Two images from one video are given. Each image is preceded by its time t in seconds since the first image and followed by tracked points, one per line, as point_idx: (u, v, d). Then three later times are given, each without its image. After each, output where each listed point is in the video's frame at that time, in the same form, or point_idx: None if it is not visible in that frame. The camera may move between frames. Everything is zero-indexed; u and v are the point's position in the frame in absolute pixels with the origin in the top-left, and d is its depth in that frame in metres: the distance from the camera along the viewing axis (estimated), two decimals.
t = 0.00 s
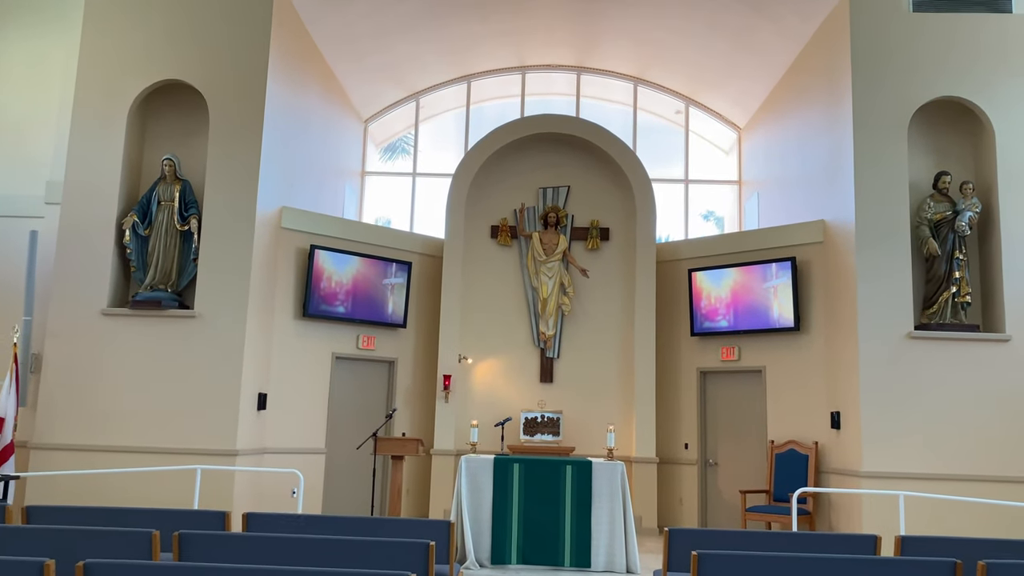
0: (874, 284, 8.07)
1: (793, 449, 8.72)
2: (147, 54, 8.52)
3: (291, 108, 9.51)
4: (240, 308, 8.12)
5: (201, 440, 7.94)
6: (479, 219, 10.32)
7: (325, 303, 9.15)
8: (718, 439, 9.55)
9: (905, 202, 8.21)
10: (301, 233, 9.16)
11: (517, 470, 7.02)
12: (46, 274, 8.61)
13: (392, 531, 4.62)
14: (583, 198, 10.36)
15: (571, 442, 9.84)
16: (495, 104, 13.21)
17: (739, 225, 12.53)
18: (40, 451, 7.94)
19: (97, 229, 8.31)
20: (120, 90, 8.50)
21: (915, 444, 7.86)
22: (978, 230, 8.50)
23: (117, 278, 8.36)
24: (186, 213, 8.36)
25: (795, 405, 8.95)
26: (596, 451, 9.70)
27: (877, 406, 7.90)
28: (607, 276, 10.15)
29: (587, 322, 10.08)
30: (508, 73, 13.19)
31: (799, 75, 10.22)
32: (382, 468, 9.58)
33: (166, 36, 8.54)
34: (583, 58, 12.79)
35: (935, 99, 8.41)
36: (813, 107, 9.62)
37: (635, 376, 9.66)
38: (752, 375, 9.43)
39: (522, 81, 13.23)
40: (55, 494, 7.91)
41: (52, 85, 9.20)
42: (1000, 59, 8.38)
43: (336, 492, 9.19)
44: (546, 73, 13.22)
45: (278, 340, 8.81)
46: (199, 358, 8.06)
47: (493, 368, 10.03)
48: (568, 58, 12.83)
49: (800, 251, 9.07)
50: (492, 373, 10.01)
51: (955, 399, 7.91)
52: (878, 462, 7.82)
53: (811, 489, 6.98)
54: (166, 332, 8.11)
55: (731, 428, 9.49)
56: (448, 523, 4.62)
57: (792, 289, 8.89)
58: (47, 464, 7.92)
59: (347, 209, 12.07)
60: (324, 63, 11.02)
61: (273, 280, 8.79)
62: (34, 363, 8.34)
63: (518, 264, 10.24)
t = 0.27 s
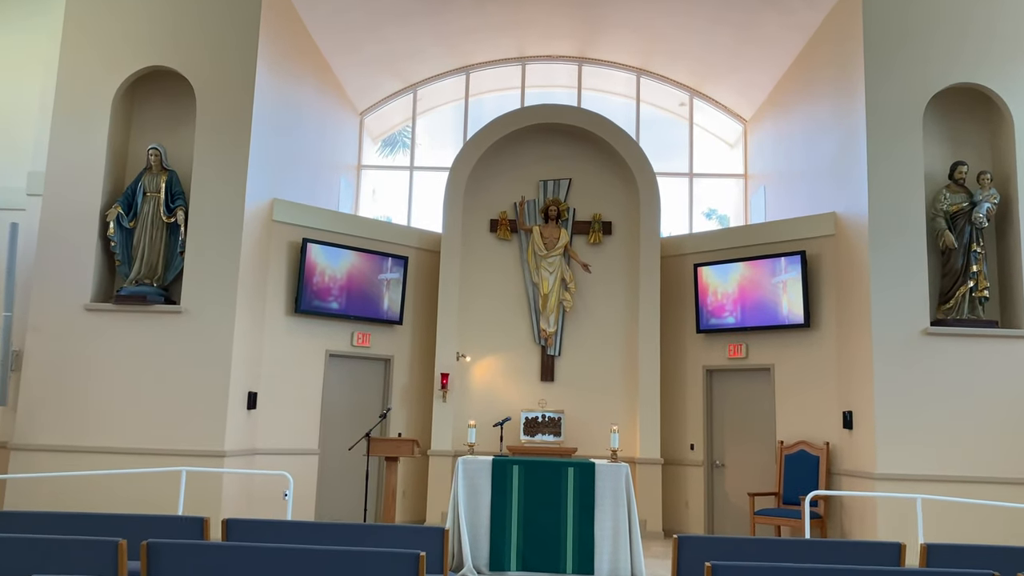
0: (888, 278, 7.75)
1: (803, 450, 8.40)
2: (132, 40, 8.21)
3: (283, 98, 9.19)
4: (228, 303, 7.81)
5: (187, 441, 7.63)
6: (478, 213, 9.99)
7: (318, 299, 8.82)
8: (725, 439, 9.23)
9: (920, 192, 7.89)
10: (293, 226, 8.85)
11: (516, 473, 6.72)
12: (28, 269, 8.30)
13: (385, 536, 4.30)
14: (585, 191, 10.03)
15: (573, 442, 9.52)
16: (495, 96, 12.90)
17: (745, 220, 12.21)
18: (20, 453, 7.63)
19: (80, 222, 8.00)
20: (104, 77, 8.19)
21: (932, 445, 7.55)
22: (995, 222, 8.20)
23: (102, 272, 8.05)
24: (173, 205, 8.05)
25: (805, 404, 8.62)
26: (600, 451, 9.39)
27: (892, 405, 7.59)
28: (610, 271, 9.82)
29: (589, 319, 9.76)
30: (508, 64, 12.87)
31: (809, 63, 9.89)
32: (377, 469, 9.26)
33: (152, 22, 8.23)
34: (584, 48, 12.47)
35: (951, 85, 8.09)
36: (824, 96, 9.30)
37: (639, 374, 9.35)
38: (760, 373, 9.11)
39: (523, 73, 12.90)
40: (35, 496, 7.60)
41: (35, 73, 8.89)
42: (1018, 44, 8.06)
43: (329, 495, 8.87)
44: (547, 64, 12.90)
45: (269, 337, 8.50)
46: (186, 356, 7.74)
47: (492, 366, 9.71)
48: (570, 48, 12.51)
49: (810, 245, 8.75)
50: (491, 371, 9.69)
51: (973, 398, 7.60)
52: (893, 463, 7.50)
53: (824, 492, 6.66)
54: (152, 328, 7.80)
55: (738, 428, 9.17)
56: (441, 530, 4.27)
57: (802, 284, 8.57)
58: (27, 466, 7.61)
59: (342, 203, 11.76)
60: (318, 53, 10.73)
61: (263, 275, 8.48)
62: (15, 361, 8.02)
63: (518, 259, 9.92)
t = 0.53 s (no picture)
0: (904, 272, 7.43)
1: (814, 451, 8.08)
2: (115, 23, 7.88)
3: (274, 86, 8.87)
4: (215, 298, 7.48)
5: (172, 442, 7.29)
6: (476, 206, 9.66)
7: (310, 294, 8.50)
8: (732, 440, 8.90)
9: (937, 181, 7.57)
10: (283, 219, 8.52)
11: (515, 475, 6.38)
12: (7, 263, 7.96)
13: (379, 548, 3.92)
14: (587, 183, 9.70)
15: (574, 442, 9.19)
16: (494, 88, 12.57)
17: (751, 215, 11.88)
18: None
19: (60, 213, 7.66)
20: (86, 63, 7.86)
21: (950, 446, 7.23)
22: (1015, 213, 7.89)
23: (83, 266, 7.71)
24: (158, 195, 7.71)
25: (816, 403, 8.29)
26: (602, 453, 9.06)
27: (909, 405, 7.25)
28: (612, 266, 9.48)
29: (592, 315, 9.43)
30: (508, 54, 12.54)
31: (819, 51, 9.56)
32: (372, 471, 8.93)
33: (136, 5, 7.90)
34: (586, 38, 12.13)
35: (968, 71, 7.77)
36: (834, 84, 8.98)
37: (643, 372, 9.03)
38: (768, 371, 8.78)
39: (522, 64, 12.57)
40: (12, 500, 7.26)
41: (16, 60, 8.55)
42: None
43: (322, 498, 8.54)
44: (547, 54, 12.57)
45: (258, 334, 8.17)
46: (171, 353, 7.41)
47: (491, 364, 9.38)
48: (571, 38, 12.19)
49: (821, 238, 8.42)
50: (489, 369, 9.36)
51: (993, 397, 7.28)
52: (910, 465, 7.18)
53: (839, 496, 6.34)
54: (135, 324, 7.46)
55: (746, 428, 8.84)
56: (436, 538, 3.89)
57: (813, 279, 8.24)
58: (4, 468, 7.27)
59: (337, 197, 11.43)
60: (310, 37, 10.42)
61: (252, 269, 8.14)
62: None
63: (517, 254, 9.59)
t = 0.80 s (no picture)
0: (921, 265, 7.09)
1: (826, 452, 7.75)
2: (97, 6, 7.53)
3: (264, 72, 8.52)
4: (201, 292, 7.15)
5: (155, 443, 6.97)
6: (474, 197, 9.31)
7: (301, 288, 8.18)
8: (740, 440, 8.57)
9: (956, 170, 7.24)
10: (273, 210, 8.19)
11: (514, 478, 6.04)
12: None
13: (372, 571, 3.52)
14: (589, 174, 9.34)
15: (576, 443, 8.86)
16: (493, 79, 12.24)
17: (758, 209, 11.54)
18: None
19: (39, 203, 7.32)
20: (66, 47, 7.52)
21: (971, 447, 6.89)
22: None
23: (63, 259, 7.38)
24: (140, 185, 7.38)
25: (828, 402, 7.96)
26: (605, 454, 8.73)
27: (927, 404, 6.92)
28: (616, 260, 9.13)
29: (594, 311, 9.09)
30: (507, 44, 12.19)
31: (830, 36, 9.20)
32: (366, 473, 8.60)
33: None
34: (588, 26, 11.78)
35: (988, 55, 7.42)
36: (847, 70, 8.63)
37: (647, 370, 8.70)
38: (778, 369, 8.44)
39: (522, 53, 12.23)
40: None
41: None
42: None
43: (314, 500, 8.22)
44: (548, 44, 12.22)
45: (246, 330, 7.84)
46: (154, 350, 7.08)
47: (489, 362, 9.04)
48: (572, 27, 11.84)
49: (833, 231, 8.08)
50: (488, 367, 9.03)
51: (1015, 396, 6.94)
52: (929, 468, 6.84)
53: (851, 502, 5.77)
54: (116, 319, 7.13)
55: (754, 428, 8.50)
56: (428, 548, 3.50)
57: (825, 273, 7.91)
58: None
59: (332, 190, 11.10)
60: (301, 23, 10.10)
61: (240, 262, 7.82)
62: None
63: (517, 247, 9.24)
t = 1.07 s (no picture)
0: (941, 256, 6.75)
1: (840, 453, 7.40)
2: None
3: (253, 57, 8.17)
4: (184, 284, 6.80)
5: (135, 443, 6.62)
6: (472, 188, 8.96)
7: (290, 282, 7.83)
8: (749, 440, 8.22)
9: (976, 157, 6.89)
10: (262, 200, 7.85)
11: (513, 480, 5.69)
12: None
13: (354, 569, 3.08)
14: (591, 164, 8.98)
15: (578, 443, 8.51)
16: (492, 69, 11.90)
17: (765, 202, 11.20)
18: None
19: (13, 191, 6.97)
20: (44, 28, 7.17)
21: (994, 448, 6.54)
22: None
23: (39, 250, 7.03)
24: (120, 172, 7.04)
25: (841, 401, 7.62)
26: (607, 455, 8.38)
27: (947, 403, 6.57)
28: (619, 253, 8.78)
29: (596, 306, 8.73)
30: (506, 32, 11.84)
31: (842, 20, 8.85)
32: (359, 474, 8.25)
33: None
34: (589, 14, 11.43)
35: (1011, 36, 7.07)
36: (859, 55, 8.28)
37: (652, 367, 8.35)
38: (788, 366, 8.10)
39: (522, 42, 11.88)
40: None
41: None
42: None
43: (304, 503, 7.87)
44: (548, 32, 11.87)
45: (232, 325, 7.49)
46: (134, 345, 6.74)
47: (487, 359, 8.69)
48: (573, 14, 11.49)
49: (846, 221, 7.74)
50: (486, 364, 8.68)
51: None
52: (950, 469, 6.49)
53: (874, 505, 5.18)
54: (95, 313, 6.78)
55: (763, 427, 8.16)
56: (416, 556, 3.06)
57: (838, 266, 7.56)
58: None
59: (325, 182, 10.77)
60: (293, 8, 9.75)
61: (226, 254, 7.47)
62: None
63: (517, 240, 8.88)
